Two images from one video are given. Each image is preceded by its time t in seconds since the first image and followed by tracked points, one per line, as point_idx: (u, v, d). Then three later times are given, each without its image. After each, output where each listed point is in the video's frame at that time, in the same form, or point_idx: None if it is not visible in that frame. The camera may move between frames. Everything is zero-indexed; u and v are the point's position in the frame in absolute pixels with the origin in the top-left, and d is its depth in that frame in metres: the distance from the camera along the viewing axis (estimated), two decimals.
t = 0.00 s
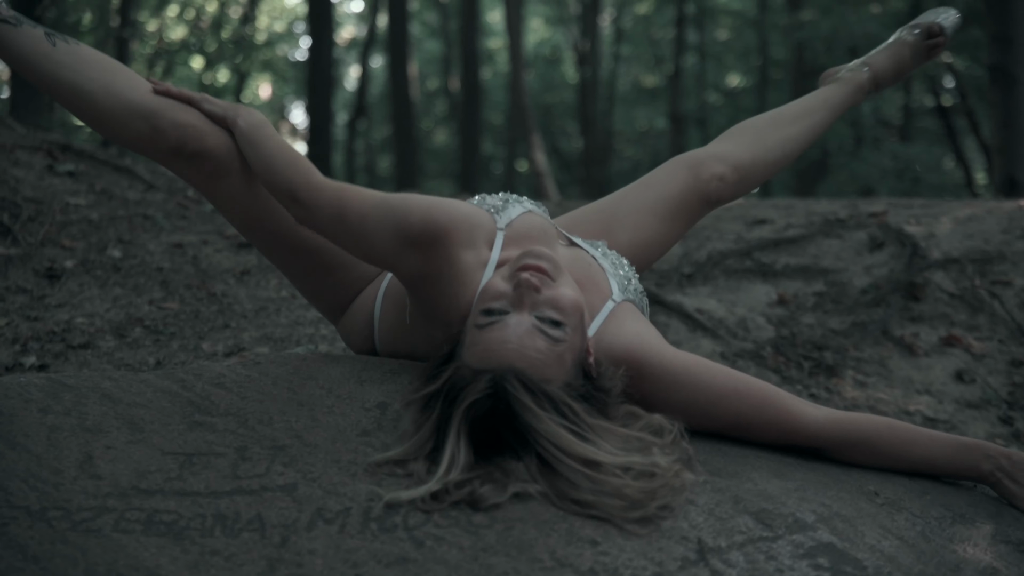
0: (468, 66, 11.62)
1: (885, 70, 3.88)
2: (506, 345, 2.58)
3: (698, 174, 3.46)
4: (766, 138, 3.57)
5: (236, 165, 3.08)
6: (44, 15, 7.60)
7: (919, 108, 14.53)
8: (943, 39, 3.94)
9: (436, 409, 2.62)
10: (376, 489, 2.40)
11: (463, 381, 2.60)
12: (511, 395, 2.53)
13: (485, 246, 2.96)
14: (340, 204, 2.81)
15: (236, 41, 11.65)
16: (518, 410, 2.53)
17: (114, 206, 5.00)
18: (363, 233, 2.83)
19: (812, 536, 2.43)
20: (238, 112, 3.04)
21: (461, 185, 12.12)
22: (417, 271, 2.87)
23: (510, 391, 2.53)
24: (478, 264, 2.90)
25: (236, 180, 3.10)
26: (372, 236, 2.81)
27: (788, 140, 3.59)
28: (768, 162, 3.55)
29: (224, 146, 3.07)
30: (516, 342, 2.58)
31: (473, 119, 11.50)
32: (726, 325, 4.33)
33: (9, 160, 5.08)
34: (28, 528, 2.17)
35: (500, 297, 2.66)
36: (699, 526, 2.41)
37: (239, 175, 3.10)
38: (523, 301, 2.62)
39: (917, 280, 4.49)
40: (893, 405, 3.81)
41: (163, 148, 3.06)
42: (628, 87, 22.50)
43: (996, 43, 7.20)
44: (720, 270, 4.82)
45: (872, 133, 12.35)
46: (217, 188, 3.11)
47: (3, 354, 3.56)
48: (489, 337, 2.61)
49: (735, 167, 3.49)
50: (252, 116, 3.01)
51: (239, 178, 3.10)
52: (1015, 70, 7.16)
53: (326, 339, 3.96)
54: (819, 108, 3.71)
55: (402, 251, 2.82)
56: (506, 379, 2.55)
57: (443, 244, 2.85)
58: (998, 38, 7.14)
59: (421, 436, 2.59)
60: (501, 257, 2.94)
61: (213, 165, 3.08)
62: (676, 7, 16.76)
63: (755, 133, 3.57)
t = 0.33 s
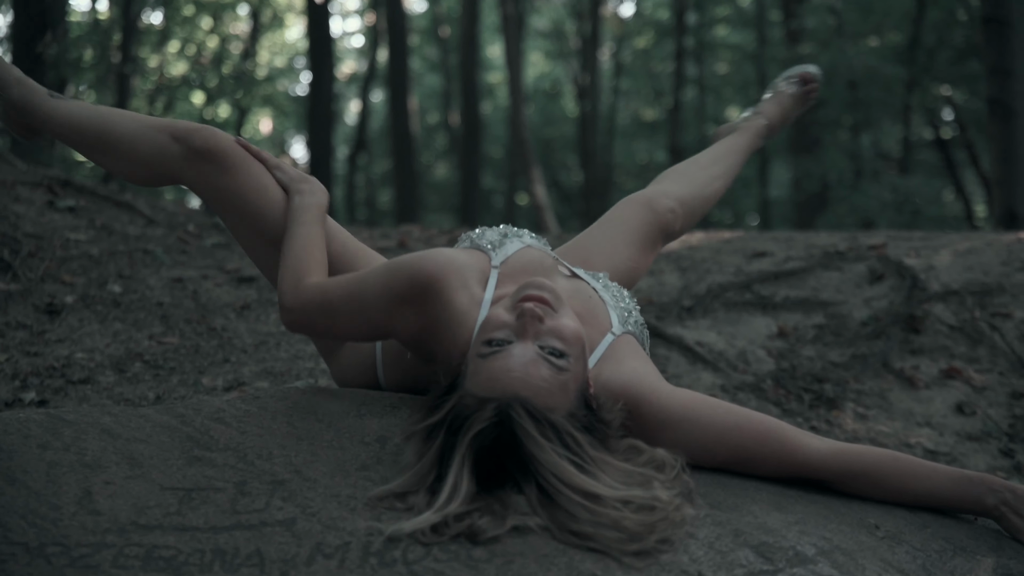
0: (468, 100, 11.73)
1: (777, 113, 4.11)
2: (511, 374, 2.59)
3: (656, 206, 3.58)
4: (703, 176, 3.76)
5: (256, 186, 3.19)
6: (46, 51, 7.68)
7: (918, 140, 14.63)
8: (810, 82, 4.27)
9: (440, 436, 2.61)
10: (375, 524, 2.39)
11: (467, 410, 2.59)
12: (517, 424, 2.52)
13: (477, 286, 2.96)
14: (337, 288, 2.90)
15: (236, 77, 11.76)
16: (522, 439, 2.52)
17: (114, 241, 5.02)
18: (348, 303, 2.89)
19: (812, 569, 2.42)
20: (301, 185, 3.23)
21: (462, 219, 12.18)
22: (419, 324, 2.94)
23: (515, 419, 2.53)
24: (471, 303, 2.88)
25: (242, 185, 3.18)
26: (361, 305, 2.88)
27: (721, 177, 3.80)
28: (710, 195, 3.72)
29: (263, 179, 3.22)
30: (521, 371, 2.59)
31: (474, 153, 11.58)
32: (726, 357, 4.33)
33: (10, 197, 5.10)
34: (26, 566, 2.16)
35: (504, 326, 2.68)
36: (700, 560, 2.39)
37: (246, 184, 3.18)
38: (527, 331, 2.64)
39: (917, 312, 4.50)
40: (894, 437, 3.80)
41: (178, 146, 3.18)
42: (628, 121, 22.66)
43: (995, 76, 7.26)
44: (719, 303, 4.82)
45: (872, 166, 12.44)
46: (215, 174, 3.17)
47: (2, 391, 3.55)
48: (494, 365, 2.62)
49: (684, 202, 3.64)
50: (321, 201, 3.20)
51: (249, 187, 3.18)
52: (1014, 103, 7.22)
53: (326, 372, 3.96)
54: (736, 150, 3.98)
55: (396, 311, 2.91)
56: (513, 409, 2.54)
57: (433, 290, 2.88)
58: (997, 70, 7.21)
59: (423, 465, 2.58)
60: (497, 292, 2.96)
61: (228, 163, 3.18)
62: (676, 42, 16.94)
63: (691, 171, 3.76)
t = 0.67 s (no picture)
0: (472, 129, 11.81)
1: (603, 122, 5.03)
2: (514, 395, 2.62)
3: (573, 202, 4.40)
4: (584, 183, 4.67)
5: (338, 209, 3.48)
6: (51, 80, 7.76)
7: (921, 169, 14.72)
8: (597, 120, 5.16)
9: (445, 462, 2.63)
10: (379, 553, 2.38)
11: (473, 434, 2.61)
12: (523, 445, 2.54)
13: (470, 319, 2.97)
14: (336, 343, 2.94)
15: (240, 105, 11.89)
16: (528, 460, 2.53)
17: (118, 270, 5.05)
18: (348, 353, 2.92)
19: None
20: (371, 271, 3.40)
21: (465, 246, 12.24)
22: (421, 366, 2.92)
23: (520, 440, 2.55)
24: (465, 335, 2.89)
25: (324, 185, 3.49)
26: (354, 356, 2.89)
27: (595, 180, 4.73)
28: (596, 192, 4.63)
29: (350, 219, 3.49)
30: (524, 393, 2.62)
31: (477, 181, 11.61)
32: (730, 385, 4.32)
33: (14, 226, 5.12)
34: None
35: (503, 344, 2.71)
36: None
37: (324, 193, 3.48)
38: (527, 351, 2.66)
39: (921, 339, 4.49)
40: (899, 465, 3.79)
41: (282, 123, 3.52)
42: (631, 149, 22.81)
43: (998, 105, 7.31)
44: (723, 330, 4.82)
45: (875, 194, 12.48)
46: (304, 151, 3.51)
47: (5, 419, 3.55)
48: (499, 385, 2.65)
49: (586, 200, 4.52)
50: (379, 297, 3.31)
51: (327, 199, 3.48)
52: (1017, 131, 7.26)
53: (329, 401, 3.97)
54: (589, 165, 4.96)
55: (389, 359, 2.90)
56: (518, 431, 2.56)
57: (422, 329, 2.85)
58: (1002, 99, 7.25)
59: (428, 492, 2.59)
60: (488, 326, 2.94)
61: (327, 167, 3.51)
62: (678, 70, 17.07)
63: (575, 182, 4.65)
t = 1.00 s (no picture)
0: (475, 156, 11.87)
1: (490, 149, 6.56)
2: (519, 407, 2.62)
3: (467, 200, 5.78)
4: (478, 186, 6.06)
5: (373, 235, 3.58)
6: (55, 106, 7.81)
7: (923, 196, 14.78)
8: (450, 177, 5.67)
9: (452, 479, 2.63)
10: None
11: (479, 449, 2.61)
12: (533, 456, 2.55)
13: (462, 349, 2.97)
14: (321, 377, 2.93)
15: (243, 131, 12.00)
16: (537, 471, 2.54)
17: (121, 296, 5.06)
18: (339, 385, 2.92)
19: None
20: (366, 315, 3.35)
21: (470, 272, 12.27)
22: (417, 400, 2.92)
23: (529, 450, 2.56)
24: (457, 366, 2.88)
25: (378, 205, 3.60)
26: (343, 390, 2.88)
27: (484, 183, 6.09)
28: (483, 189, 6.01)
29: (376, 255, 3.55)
30: (530, 403, 2.63)
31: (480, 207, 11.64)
32: (733, 412, 4.32)
33: (18, 252, 5.14)
34: None
35: (504, 362, 2.73)
36: None
37: (372, 213, 3.60)
38: (527, 367, 2.67)
39: (924, 365, 4.49)
40: (903, 492, 3.79)
41: (382, 137, 3.69)
42: (634, 175, 22.92)
43: (1000, 131, 7.33)
44: (726, 356, 4.83)
45: (878, 220, 12.52)
46: (376, 166, 3.66)
47: (8, 446, 3.55)
48: (504, 396, 2.65)
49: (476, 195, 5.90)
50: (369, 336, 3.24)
51: (369, 221, 3.59)
52: (1019, 158, 7.28)
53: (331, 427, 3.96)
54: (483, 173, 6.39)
55: (388, 395, 2.91)
56: (526, 441, 2.57)
57: (418, 366, 2.84)
58: (1004, 125, 7.28)
59: (436, 510, 2.60)
60: (482, 355, 2.93)
61: (392, 193, 3.62)
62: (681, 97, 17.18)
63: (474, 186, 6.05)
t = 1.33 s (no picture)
0: (477, 180, 11.92)
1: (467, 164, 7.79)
2: (530, 415, 2.65)
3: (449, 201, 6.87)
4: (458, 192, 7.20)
5: (375, 272, 3.48)
6: (58, 130, 7.87)
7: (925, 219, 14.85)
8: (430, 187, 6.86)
9: (465, 486, 2.63)
10: None
11: (493, 455, 2.61)
12: (548, 457, 2.55)
13: (459, 403, 2.93)
14: (315, 443, 2.79)
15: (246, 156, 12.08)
16: (551, 473, 2.54)
17: (123, 320, 5.07)
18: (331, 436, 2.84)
19: None
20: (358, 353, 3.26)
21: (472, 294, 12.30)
22: (423, 452, 2.90)
23: (544, 452, 2.56)
24: (458, 421, 2.88)
25: (385, 241, 3.51)
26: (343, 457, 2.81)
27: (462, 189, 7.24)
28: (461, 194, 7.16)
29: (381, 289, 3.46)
30: (541, 411, 2.66)
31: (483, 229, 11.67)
32: (736, 435, 4.31)
33: (20, 277, 5.15)
34: None
35: (512, 379, 2.78)
36: None
37: (377, 249, 3.51)
38: (537, 382, 2.72)
39: (926, 389, 4.48)
40: (906, 516, 3.78)
41: (402, 171, 3.62)
42: (636, 198, 23.02)
43: (1001, 154, 7.34)
44: (728, 379, 4.82)
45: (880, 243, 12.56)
46: (388, 201, 3.58)
47: (9, 471, 3.55)
48: (515, 404, 2.69)
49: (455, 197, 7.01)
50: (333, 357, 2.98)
51: (374, 257, 3.50)
52: (1020, 180, 7.27)
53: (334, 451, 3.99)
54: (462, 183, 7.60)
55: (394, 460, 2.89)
56: (541, 442, 2.57)
57: (428, 434, 2.85)
58: (1005, 148, 7.28)
59: (450, 518, 2.60)
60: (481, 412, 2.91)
61: (401, 231, 3.52)
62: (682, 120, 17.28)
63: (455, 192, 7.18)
